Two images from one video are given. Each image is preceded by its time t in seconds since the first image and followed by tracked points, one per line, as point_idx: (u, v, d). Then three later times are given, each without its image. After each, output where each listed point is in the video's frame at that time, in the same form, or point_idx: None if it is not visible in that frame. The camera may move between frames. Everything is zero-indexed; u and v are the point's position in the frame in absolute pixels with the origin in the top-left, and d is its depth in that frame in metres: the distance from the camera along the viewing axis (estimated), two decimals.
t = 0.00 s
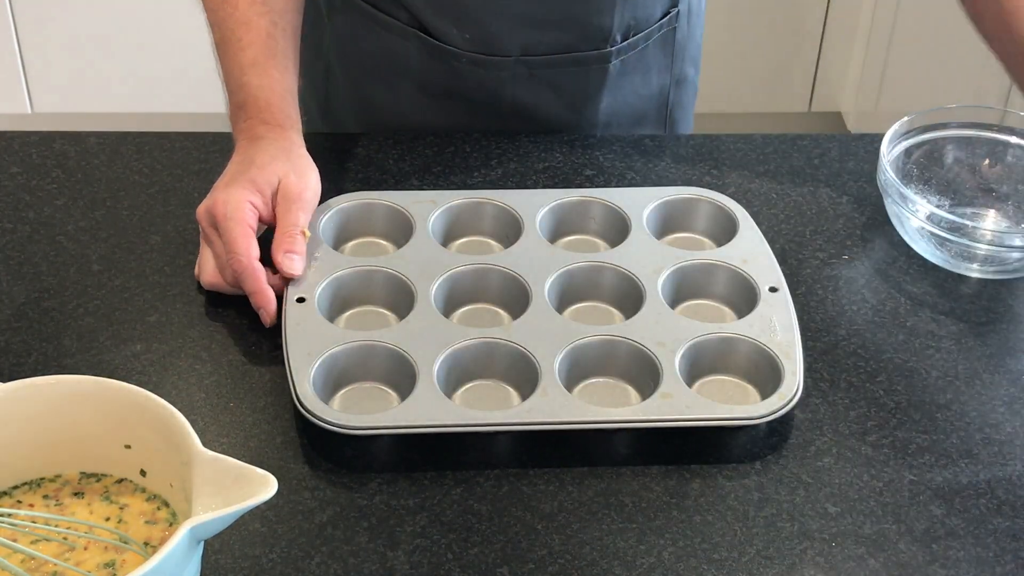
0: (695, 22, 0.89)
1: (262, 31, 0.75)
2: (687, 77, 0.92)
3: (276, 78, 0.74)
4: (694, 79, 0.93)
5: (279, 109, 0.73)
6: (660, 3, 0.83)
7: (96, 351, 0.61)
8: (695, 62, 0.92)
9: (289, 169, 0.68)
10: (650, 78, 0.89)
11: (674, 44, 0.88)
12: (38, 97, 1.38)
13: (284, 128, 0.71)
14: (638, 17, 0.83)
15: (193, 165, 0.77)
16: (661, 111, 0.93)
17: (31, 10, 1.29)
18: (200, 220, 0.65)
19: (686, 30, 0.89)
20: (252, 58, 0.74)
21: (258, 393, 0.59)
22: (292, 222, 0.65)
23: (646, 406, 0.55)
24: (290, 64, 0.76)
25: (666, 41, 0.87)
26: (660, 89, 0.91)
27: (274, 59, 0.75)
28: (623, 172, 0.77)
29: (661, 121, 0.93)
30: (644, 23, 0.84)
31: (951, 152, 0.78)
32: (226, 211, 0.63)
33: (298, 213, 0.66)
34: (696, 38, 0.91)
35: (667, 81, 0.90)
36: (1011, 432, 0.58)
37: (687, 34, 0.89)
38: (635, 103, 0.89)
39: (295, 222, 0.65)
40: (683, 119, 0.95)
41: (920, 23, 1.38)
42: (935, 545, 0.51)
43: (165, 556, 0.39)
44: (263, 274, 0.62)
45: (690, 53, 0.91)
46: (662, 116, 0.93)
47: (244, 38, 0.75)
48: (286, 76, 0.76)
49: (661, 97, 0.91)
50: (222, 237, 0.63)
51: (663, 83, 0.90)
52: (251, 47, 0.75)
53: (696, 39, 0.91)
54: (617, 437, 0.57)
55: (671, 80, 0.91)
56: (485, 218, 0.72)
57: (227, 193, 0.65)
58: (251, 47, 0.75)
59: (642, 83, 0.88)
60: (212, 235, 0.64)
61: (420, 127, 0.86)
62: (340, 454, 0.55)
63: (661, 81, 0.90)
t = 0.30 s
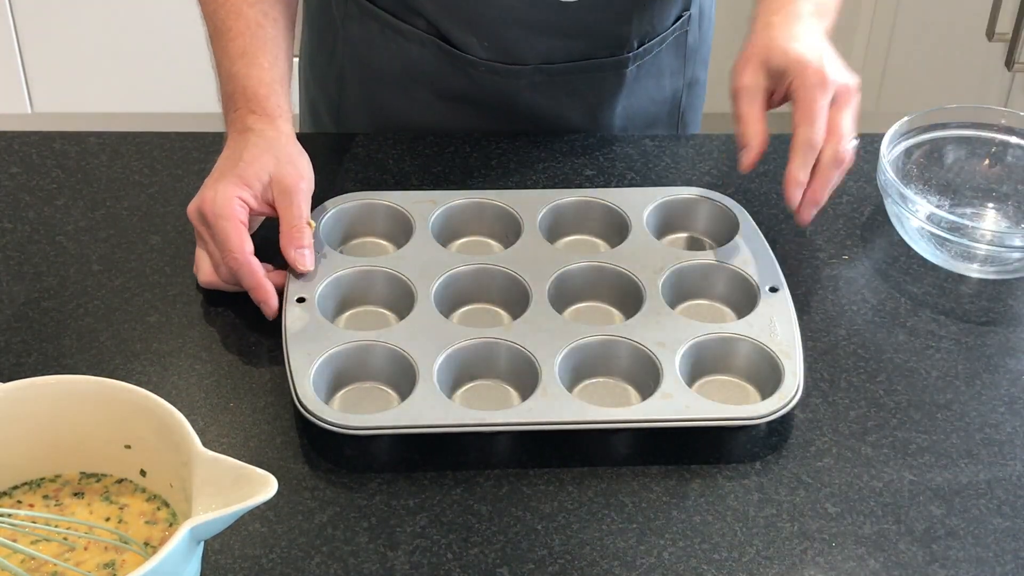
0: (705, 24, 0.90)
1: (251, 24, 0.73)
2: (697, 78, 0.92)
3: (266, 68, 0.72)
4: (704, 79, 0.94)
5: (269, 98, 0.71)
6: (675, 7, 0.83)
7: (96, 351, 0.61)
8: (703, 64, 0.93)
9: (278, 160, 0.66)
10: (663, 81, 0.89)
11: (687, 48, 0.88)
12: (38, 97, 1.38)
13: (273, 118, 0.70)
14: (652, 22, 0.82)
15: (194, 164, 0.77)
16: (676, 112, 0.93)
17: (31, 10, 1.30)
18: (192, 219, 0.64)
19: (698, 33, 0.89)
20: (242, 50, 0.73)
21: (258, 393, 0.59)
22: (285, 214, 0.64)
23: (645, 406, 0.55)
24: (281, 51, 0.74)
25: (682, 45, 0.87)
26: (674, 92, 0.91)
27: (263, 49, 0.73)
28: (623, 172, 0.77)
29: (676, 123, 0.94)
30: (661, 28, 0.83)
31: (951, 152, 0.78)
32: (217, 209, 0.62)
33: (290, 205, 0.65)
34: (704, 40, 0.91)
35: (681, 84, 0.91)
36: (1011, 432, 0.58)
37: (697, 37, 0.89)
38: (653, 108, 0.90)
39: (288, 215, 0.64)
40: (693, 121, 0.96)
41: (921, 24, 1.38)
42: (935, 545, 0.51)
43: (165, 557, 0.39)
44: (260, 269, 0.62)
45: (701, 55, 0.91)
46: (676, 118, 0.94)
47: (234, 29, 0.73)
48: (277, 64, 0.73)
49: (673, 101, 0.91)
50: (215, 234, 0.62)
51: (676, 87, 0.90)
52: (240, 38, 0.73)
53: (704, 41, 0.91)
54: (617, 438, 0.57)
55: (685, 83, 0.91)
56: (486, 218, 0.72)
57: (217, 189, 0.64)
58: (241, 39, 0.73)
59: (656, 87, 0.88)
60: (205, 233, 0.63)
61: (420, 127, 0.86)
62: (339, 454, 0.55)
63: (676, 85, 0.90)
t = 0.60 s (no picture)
0: (704, 25, 0.90)
1: (251, 24, 0.73)
2: (697, 79, 0.93)
3: (267, 69, 0.72)
4: (704, 80, 0.94)
5: (269, 100, 0.71)
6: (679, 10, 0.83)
7: (96, 351, 0.61)
8: (702, 65, 0.93)
9: (278, 162, 0.66)
10: (665, 83, 0.89)
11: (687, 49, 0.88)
12: (38, 97, 1.38)
13: (274, 122, 0.69)
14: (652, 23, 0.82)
15: (194, 164, 0.77)
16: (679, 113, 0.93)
17: (30, 10, 1.30)
18: (194, 222, 0.63)
19: (697, 34, 0.89)
20: (243, 51, 0.73)
21: (258, 393, 0.59)
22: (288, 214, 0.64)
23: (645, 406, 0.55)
24: (281, 53, 0.74)
25: (682, 47, 0.87)
26: (677, 94, 0.91)
27: (264, 50, 0.73)
28: (623, 172, 0.77)
29: (679, 125, 0.94)
30: (663, 31, 0.84)
31: (950, 152, 0.78)
32: (218, 214, 0.62)
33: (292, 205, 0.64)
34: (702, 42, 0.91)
35: (683, 86, 0.91)
36: (1011, 432, 0.58)
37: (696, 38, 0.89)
38: (657, 110, 0.90)
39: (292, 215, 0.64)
40: (693, 121, 0.96)
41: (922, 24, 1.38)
42: (935, 545, 0.51)
43: (165, 557, 0.39)
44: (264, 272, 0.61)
45: (701, 57, 0.92)
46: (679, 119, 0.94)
47: (235, 29, 0.73)
48: (277, 67, 0.73)
49: (675, 102, 0.91)
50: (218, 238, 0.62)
51: (678, 88, 0.90)
52: (241, 39, 0.73)
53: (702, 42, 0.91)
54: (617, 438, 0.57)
55: (687, 84, 0.91)
56: (487, 217, 0.72)
57: (218, 194, 0.63)
58: (242, 41, 0.73)
59: (658, 88, 0.88)
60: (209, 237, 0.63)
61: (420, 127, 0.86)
62: (339, 454, 0.55)
63: (678, 87, 0.91)
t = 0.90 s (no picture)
0: (710, 32, 0.90)
1: (250, 18, 0.73)
2: (703, 86, 0.93)
3: (263, 64, 0.72)
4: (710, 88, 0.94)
5: (268, 94, 0.70)
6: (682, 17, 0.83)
7: (96, 351, 0.61)
8: (708, 71, 0.92)
9: (266, 148, 0.66)
10: (669, 89, 0.89)
11: (691, 56, 0.88)
12: (38, 97, 1.38)
13: (270, 114, 0.69)
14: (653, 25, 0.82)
15: (194, 164, 0.77)
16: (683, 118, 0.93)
17: (31, 10, 1.30)
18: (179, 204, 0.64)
19: (703, 41, 0.89)
20: (241, 44, 0.73)
21: (258, 393, 0.59)
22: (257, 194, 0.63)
23: (644, 406, 0.55)
24: (280, 46, 0.74)
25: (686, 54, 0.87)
26: (682, 101, 0.91)
27: (261, 43, 0.73)
28: (623, 173, 0.77)
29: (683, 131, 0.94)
30: (666, 38, 0.83)
31: (950, 152, 0.78)
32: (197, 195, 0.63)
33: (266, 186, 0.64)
34: (708, 48, 0.91)
35: (688, 93, 0.91)
36: (1011, 432, 0.58)
37: (701, 44, 0.89)
38: (660, 114, 0.90)
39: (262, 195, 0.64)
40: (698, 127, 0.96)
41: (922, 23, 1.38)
42: (935, 545, 0.51)
43: (165, 557, 0.39)
44: (235, 257, 0.62)
45: (707, 64, 0.92)
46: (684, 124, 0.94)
47: (233, 22, 0.73)
48: (275, 61, 0.73)
49: (680, 108, 0.91)
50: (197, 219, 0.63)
51: (682, 94, 0.90)
52: (238, 32, 0.73)
53: (708, 48, 0.91)
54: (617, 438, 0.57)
55: (691, 91, 0.91)
56: (488, 217, 0.73)
57: (200, 174, 0.64)
58: (240, 33, 0.73)
59: (661, 95, 0.88)
60: (190, 217, 0.64)
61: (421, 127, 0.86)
62: (339, 454, 0.55)
63: (684, 93, 0.90)
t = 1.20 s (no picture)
0: (718, 34, 0.90)
1: None
2: (709, 87, 0.92)
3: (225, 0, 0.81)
4: (717, 89, 0.94)
5: (231, 28, 0.81)
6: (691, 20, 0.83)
7: (96, 351, 0.61)
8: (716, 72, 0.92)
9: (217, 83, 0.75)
10: (679, 93, 0.89)
11: (700, 58, 0.88)
12: (38, 97, 1.38)
13: (235, 47, 0.80)
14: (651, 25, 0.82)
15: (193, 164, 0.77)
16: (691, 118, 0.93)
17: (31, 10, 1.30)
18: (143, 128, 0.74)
19: (710, 44, 0.89)
20: None
21: (258, 393, 0.59)
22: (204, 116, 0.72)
23: (644, 406, 0.55)
24: None
25: (695, 57, 0.87)
26: (688, 103, 0.91)
27: None
28: (623, 172, 0.77)
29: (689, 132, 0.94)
30: (673, 41, 0.84)
31: (950, 152, 0.78)
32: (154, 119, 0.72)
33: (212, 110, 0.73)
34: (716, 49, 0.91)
35: (694, 95, 0.91)
36: (1011, 431, 0.58)
37: (710, 47, 0.89)
38: (670, 117, 0.89)
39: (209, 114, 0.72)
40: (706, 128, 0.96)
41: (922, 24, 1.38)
42: (935, 545, 0.51)
43: (165, 556, 0.39)
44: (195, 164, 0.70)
45: (714, 66, 0.91)
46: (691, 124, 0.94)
47: None
48: None
49: (689, 110, 0.91)
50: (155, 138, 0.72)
51: (691, 97, 0.90)
52: None
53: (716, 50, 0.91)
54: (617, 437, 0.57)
55: (699, 93, 0.91)
56: (488, 217, 0.73)
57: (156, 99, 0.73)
58: None
59: (671, 98, 0.88)
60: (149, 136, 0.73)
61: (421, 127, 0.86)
62: (339, 453, 0.55)
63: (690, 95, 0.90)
